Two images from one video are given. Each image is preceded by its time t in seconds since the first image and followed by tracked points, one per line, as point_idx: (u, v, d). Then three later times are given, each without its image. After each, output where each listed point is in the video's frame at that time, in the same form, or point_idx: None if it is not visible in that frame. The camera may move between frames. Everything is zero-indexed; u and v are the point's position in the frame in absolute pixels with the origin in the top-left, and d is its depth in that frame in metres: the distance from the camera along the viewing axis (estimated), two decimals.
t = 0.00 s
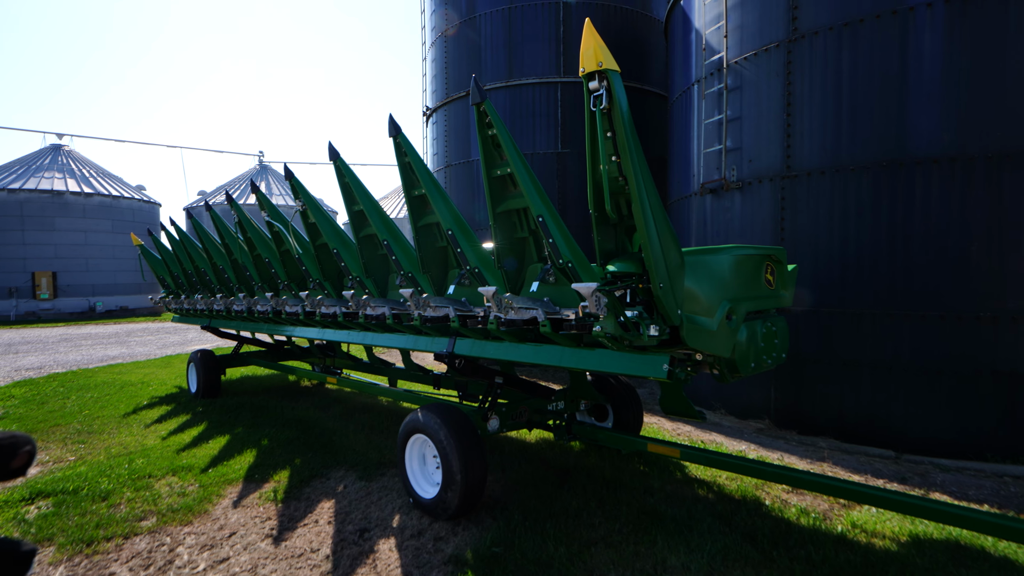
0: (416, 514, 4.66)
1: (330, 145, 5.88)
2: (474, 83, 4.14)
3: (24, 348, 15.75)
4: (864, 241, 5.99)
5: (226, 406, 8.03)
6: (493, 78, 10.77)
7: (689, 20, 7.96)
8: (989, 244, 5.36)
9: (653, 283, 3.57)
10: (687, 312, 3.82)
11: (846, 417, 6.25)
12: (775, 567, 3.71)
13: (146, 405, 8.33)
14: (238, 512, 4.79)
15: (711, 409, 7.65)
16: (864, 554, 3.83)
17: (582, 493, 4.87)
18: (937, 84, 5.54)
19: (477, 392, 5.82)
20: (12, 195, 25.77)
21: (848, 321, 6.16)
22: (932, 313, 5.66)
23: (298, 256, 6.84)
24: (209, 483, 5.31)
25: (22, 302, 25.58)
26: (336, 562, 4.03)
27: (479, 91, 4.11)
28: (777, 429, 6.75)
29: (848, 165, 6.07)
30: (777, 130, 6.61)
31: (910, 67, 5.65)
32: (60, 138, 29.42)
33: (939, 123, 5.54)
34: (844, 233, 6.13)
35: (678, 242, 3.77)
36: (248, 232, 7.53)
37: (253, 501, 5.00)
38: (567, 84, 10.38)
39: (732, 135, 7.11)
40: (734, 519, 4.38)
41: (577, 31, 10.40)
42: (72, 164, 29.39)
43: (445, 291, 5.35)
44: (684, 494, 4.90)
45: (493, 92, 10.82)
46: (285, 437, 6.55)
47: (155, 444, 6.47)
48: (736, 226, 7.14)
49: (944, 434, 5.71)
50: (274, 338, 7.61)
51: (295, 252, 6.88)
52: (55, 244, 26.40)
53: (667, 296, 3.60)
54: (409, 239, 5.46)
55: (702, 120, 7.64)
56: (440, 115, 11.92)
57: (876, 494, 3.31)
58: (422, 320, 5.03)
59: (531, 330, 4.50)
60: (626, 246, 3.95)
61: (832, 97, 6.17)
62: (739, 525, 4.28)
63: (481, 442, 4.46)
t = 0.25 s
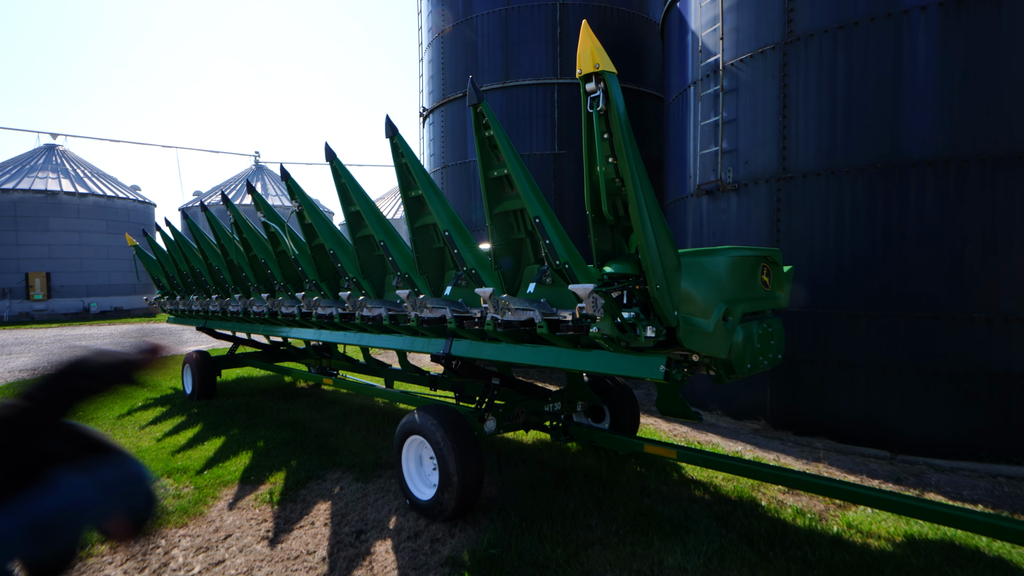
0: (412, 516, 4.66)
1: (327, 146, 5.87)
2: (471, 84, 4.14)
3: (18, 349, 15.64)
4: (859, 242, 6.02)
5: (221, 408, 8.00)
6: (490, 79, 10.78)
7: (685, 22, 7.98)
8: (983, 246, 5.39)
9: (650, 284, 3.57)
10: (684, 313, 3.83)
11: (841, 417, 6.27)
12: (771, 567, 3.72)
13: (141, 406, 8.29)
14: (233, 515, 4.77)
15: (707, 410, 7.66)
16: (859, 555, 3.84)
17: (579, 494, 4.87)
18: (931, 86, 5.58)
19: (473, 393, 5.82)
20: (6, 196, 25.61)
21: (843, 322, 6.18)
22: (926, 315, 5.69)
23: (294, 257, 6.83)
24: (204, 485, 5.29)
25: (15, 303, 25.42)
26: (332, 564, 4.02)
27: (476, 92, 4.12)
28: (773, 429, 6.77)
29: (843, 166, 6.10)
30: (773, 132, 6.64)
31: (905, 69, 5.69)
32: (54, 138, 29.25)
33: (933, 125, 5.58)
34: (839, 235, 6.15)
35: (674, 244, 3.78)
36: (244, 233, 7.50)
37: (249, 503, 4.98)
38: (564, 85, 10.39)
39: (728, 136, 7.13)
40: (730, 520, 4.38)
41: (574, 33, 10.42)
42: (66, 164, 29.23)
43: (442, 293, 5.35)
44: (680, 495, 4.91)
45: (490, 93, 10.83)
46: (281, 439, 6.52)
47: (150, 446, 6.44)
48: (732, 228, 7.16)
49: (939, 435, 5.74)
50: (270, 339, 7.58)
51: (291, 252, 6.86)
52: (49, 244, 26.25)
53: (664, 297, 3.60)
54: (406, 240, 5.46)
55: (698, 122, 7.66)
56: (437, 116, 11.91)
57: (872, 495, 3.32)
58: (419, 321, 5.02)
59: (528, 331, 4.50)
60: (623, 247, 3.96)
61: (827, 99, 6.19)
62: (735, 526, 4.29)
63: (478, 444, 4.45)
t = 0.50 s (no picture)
0: (413, 518, 4.64)
1: (326, 146, 5.86)
2: (472, 85, 4.14)
3: (15, 351, 15.57)
4: (858, 243, 6.02)
5: (220, 410, 7.97)
6: (489, 80, 10.78)
7: (684, 23, 7.99)
8: (982, 246, 5.40)
9: (651, 285, 3.56)
10: (685, 313, 3.83)
11: (841, 418, 6.27)
12: (773, 568, 3.71)
13: (139, 408, 8.26)
14: (233, 517, 4.74)
15: (707, 411, 7.67)
16: (861, 555, 3.84)
17: (580, 496, 4.86)
18: (930, 87, 5.59)
19: (474, 395, 5.81)
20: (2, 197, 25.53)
21: (842, 322, 6.19)
22: (926, 315, 5.69)
23: (294, 258, 6.81)
24: (203, 487, 5.27)
25: (12, 304, 25.30)
26: (333, 567, 4.00)
27: (476, 93, 4.11)
28: (773, 430, 6.77)
29: (842, 167, 6.11)
30: (772, 132, 6.65)
31: (903, 70, 5.70)
32: (52, 139, 29.17)
33: (932, 126, 5.59)
34: (839, 235, 6.16)
35: (675, 244, 3.77)
36: (243, 234, 7.49)
37: (248, 505, 4.95)
38: (563, 86, 10.40)
39: (727, 137, 7.14)
40: (731, 521, 4.37)
41: (573, 34, 10.43)
42: (63, 165, 29.16)
43: (442, 294, 5.34)
44: (681, 496, 4.90)
45: (489, 94, 10.83)
46: (280, 440, 6.50)
47: (149, 448, 6.41)
48: (731, 228, 7.16)
49: (938, 435, 5.74)
50: (269, 340, 7.56)
51: (290, 253, 6.83)
52: (46, 246, 26.17)
53: (665, 297, 3.59)
54: (405, 240, 5.45)
55: (698, 122, 7.67)
56: (435, 117, 11.91)
57: (873, 495, 3.31)
58: (419, 322, 5.00)
59: (528, 332, 4.50)
60: (624, 248, 3.96)
61: (826, 100, 6.21)
62: (736, 526, 4.28)
63: (478, 445, 4.44)
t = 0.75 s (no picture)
0: (411, 518, 4.62)
1: (325, 145, 5.85)
2: (470, 83, 4.13)
3: (11, 351, 15.50)
4: (856, 243, 6.03)
5: (217, 409, 7.94)
6: (488, 80, 10.77)
7: (683, 24, 7.99)
8: (980, 247, 5.40)
9: (650, 283, 3.55)
10: (684, 313, 3.82)
11: (839, 417, 6.27)
12: (772, 568, 3.70)
13: (136, 408, 8.23)
14: (230, 517, 4.72)
15: (706, 410, 7.66)
16: (860, 555, 3.83)
17: (578, 496, 4.84)
18: (928, 88, 5.59)
19: (472, 394, 5.79)
20: None
21: (841, 322, 6.19)
22: (924, 314, 5.69)
23: (292, 257, 6.80)
24: (200, 487, 5.24)
25: (9, 304, 25.21)
26: (330, 567, 3.98)
27: (475, 91, 4.10)
28: (772, 430, 6.76)
29: (841, 167, 6.11)
30: (771, 132, 6.65)
31: (902, 70, 5.70)
32: (49, 138, 29.10)
33: (930, 126, 5.59)
34: (837, 235, 6.15)
35: (674, 243, 3.77)
36: (241, 233, 7.47)
37: (245, 505, 4.93)
38: (562, 86, 10.40)
39: (725, 137, 7.14)
40: (730, 520, 4.36)
41: (572, 34, 10.44)
42: (61, 164, 29.09)
43: (440, 293, 5.32)
44: (680, 495, 4.89)
45: (488, 94, 10.82)
46: (278, 440, 6.48)
47: (145, 448, 6.38)
48: (730, 228, 7.16)
49: (937, 434, 5.74)
50: (266, 340, 7.54)
51: (289, 252, 6.84)
52: (43, 246, 26.10)
53: (664, 296, 3.58)
54: (404, 239, 5.43)
55: (696, 122, 7.67)
56: (434, 117, 11.91)
57: (873, 495, 3.30)
58: (417, 321, 4.99)
59: (527, 331, 4.49)
60: (622, 247, 3.95)
61: (824, 100, 6.21)
62: (735, 526, 4.27)
63: (476, 444, 4.42)
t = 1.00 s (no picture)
0: (411, 518, 4.61)
1: (325, 144, 5.84)
2: (472, 82, 4.12)
3: (10, 351, 15.46)
4: (857, 242, 6.02)
5: (217, 410, 7.92)
6: (488, 79, 10.77)
7: (683, 24, 7.99)
8: (981, 246, 5.39)
9: (652, 283, 3.54)
10: (686, 312, 3.81)
11: (840, 417, 6.26)
12: (773, 568, 3.69)
13: (135, 409, 8.21)
14: (230, 517, 4.71)
15: (706, 410, 7.65)
16: (861, 555, 3.82)
17: (580, 496, 4.83)
18: (929, 87, 5.59)
19: (473, 394, 5.78)
20: None
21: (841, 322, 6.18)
22: (925, 314, 5.69)
23: (292, 257, 6.79)
24: (200, 488, 5.23)
25: (8, 304, 25.16)
26: (330, 568, 3.96)
27: (477, 90, 4.09)
28: (772, 430, 6.75)
29: (841, 167, 6.10)
30: (772, 132, 6.64)
31: (902, 70, 5.70)
32: (48, 138, 29.05)
33: (931, 126, 5.59)
34: (838, 235, 6.15)
35: (676, 243, 3.76)
36: (241, 233, 7.45)
37: (245, 506, 4.92)
38: (562, 86, 10.39)
39: (726, 137, 7.13)
40: (732, 520, 4.35)
41: (572, 34, 10.43)
42: (60, 164, 29.04)
43: (441, 293, 5.31)
44: (681, 495, 4.88)
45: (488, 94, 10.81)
46: (278, 440, 6.46)
47: (145, 449, 6.36)
48: (730, 228, 7.15)
49: (938, 434, 5.73)
50: (266, 340, 7.52)
51: (289, 252, 6.84)
52: (42, 245, 26.06)
53: (666, 296, 3.57)
54: (404, 239, 5.42)
55: (697, 122, 7.66)
56: (434, 117, 11.90)
57: (875, 495, 3.29)
58: (418, 321, 4.98)
59: (528, 331, 4.47)
60: (624, 246, 3.95)
61: (825, 100, 6.20)
62: (736, 526, 4.26)
63: (477, 444, 4.41)
